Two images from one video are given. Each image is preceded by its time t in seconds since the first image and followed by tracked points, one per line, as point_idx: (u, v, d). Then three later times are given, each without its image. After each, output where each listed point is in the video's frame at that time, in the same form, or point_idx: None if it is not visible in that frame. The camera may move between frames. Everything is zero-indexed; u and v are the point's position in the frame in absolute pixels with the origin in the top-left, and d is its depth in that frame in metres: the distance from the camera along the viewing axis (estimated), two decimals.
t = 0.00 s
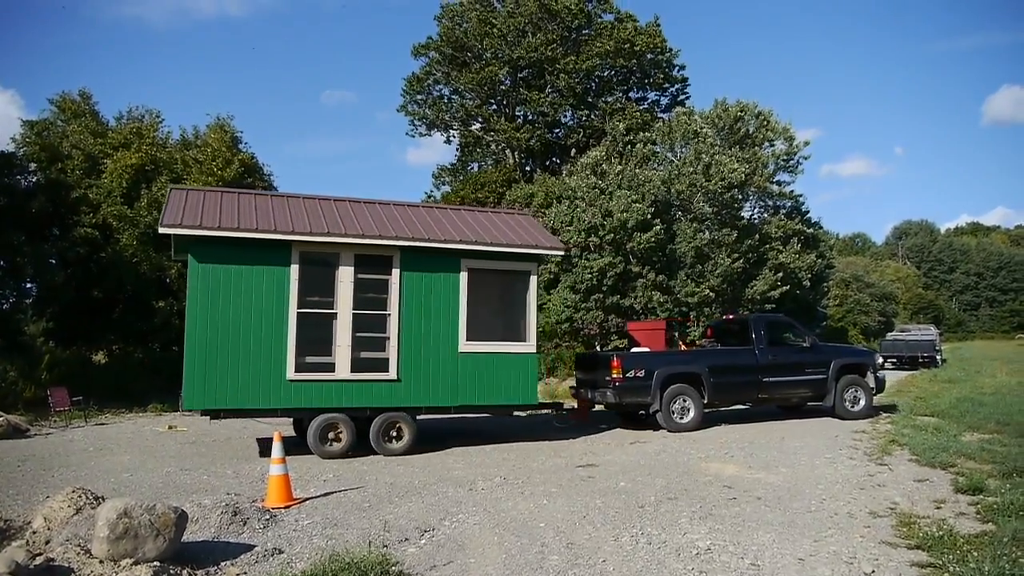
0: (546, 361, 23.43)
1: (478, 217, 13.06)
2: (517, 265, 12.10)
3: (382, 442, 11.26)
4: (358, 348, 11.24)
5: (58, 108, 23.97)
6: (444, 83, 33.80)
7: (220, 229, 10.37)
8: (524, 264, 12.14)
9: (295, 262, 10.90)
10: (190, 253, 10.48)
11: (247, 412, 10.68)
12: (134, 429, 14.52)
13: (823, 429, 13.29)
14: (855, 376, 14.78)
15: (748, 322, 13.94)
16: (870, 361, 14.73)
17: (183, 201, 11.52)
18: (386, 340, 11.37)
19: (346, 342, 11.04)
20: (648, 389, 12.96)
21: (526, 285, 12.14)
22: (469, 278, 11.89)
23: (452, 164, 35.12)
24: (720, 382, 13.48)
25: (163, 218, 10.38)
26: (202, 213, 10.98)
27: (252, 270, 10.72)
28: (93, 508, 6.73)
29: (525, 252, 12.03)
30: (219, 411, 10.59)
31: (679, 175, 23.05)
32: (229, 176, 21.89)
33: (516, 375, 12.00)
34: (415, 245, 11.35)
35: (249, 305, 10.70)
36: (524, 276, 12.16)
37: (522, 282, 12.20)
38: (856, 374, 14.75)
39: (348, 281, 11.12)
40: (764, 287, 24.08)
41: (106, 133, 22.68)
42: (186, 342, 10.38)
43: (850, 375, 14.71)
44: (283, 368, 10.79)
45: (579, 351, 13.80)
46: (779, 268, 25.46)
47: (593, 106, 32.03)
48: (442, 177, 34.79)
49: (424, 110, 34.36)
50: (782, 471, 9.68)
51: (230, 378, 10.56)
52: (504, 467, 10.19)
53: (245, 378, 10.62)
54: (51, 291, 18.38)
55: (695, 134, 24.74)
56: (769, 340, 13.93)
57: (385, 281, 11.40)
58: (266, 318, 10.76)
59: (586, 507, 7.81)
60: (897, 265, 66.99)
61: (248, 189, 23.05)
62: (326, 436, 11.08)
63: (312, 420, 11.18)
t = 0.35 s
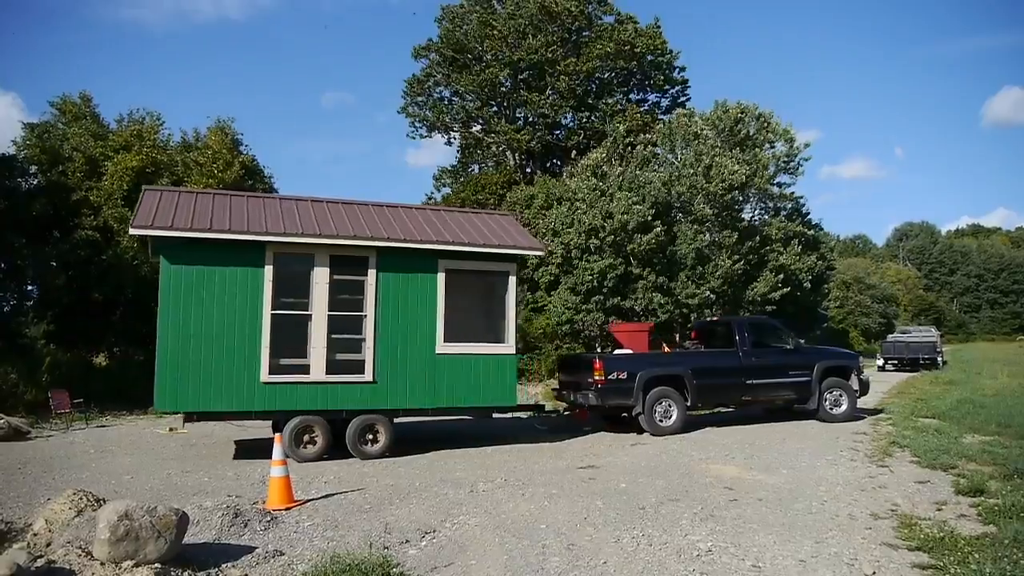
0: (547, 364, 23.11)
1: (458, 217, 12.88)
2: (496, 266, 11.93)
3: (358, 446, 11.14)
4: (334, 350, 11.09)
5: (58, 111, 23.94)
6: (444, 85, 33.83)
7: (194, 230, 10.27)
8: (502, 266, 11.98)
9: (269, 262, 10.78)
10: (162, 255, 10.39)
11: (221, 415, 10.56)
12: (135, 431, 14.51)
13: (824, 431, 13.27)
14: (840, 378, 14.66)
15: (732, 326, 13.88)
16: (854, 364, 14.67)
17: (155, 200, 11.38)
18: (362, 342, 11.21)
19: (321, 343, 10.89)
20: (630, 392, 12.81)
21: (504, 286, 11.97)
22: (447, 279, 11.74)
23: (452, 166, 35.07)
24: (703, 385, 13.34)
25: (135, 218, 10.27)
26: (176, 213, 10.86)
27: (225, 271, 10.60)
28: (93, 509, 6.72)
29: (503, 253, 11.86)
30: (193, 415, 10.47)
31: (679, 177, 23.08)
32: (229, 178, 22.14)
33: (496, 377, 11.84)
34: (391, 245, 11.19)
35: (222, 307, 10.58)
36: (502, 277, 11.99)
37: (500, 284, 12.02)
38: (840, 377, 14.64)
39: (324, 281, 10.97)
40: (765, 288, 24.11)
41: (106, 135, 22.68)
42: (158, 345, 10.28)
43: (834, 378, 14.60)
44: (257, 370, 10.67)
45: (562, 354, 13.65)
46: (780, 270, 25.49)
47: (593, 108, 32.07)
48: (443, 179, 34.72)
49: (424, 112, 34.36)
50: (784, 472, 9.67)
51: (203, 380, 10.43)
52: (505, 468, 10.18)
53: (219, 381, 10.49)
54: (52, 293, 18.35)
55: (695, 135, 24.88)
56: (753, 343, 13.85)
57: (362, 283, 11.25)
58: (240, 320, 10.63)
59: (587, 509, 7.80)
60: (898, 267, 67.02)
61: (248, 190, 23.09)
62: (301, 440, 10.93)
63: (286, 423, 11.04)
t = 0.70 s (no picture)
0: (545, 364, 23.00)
1: (438, 216, 12.71)
2: (474, 266, 11.81)
3: (333, 447, 11.00)
4: (309, 350, 10.95)
5: (57, 111, 23.93)
6: (443, 84, 33.83)
7: (166, 229, 10.18)
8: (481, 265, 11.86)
9: (243, 262, 10.65)
10: (134, 254, 10.26)
11: (192, 416, 10.45)
12: (135, 431, 14.50)
13: (824, 430, 13.26)
14: (820, 378, 14.65)
15: (712, 325, 13.81)
16: (834, 363, 14.67)
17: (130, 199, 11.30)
18: (338, 343, 11.07)
19: (295, 344, 10.74)
20: (613, 393, 12.70)
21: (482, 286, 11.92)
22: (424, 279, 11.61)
23: (451, 166, 35.02)
24: (685, 385, 13.26)
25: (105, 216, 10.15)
26: (150, 212, 10.78)
27: (197, 271, 10.48)
28: (93, 509, 6.72)
29: (482, 253, 11.71)
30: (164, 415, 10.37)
31: (679, 176, 23.10)
32: (229, 178, 22.09)
33: (474, 378, 11.70)
34: (367, 246, 11.05)
35: (194, 307, 10.46)
36: (483, 278, 11.92)
37: (479, 284, 11.95)
38: (819, 377, 14.63)
39: (299, 281, 10.82)
40: (764, 287, 24.21)
41: (105, 135, 22.63)
42: (128, 345, 10.16)
43: (814, 377, 14.58)
44: (230, 370, 10.55)
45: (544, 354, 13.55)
46: (779, 269, 25.56)
47: (592, 107, 32.08)
48: (442, 179, 34.69)
49: (423, 112, 34.35)
50: (783, 472, 9.67)
51: (174, 381, 10.33)
52: (505, 468, 10.19)
53: (191, 381, 10.39)
54: (53, 293, 18.34)
55: (693, 135, 24.81)
56: (734, 342, 13.80)
57: (337, 282, 11.09)
58: (212, 321, 10.51)
59: (586, 509, 7.80)
60: (897, 266, 67.08)
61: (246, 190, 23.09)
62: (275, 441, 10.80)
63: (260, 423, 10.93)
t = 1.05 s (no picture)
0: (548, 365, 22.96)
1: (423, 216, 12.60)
2: (457, 266, 11.67)
3: (312, 448, 10.89)
4: (290, 352, 10.88)
5: (62, 115, 23.96)
6: (446, 86, 33.86)
7: (144, 229, 10.13)
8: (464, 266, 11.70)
9: (222, 262, 10.59)
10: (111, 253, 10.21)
11: (169, 417, 10.36)
12: (140, 434, 14.52)
13: (828, 431, 13.24)
14: (809, 379, 14.55)
15: (702, 326, 13.69)
16: (824, 365, 14.55)
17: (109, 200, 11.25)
18: (319, 344, 10.97)
19: (275, 346, 10.67)
20: (601, 395, 12.59)
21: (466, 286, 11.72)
22: (406, 280, 11.49)
23: (455, 168, 35.01)
24: (674, 387, 13.13)
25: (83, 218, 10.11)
26: (130, 212, 10.74)
27: (176, 271, 10.42)
28: (99, 512, 6.73)
29: (465, 253, 11.58)
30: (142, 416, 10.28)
31: (682, 177, 23.14)
32: (233, 181, 22.12)
33: (458, 380, 11.60)
34: (347, 246, 10.97)
35: (173, 308, 10.40)
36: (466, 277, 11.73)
37: (462, 284, 11.74)
38: (809, 378, 14.53)
39: (279, 281, 10.76)
40: (768, 288, 24.24)
41: (110, 139, 22.70)
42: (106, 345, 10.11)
43: (804, 378, 14.49)
44: (208, 371, 10.47)
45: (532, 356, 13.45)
46: (784, 269, 25.55)
47: (595, 109, 32.06)
48: (445, 181, 34.68)
49: (426, 114, 34.32)
50: (788, 472, 9.65)
51: (152, 381, 10.26)
52: (510, 469, 10.19)
53: (169, 382, 10.32)
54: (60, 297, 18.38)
55: (697, 136, 24.85)
56: (723, 343, 13.69)
57: (318, 283, 11.02)
58: (191, 321, 10.45)
59: (592, 510, 7.79)
60: (902, 265, 66.96)
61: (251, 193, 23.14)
62: (254, 443, 10.74)
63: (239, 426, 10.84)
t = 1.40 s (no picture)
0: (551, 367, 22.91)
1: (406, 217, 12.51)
2: (441, 267, 11.60)
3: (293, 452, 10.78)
4: (269, 355, 10.82)
5: (66, 119, 23.98)
6: (449, 88, 33.86)
7: (121, 232, 10.09)
8: (448, 267, 11.63)
9: (200, 265, 10.56)
10: (88, 255, 10.19)
11: (148, 421, 10.31)
12: (145, 437, 14.54)
13: (833, 432, 13.22)
14: (797, 381, 14.52)
15: (691, 328, 13.57)
16: (812, 367, 14.53)
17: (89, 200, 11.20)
18: (299, 347, 10.92)
19: (254, 349, 10.60)
20: (588, 397, 12.43)
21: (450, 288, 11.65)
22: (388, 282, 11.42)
23: (458, 170, 34.99)
24: (662, 389, 13.01)
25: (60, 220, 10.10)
26: (109, 214, 10.70)
27: (154, 272, 10.40)
28: (104, 515, 6.73)
29: (448, 255, 11.50)
30: (120, 420, 10.22)
31: (684, 179, 23.10)
32: (236, 184, 22.13)
33: (441, 383, 11.51)
34: (326, 247, 10.92)
35: (151, 310, 10.38)
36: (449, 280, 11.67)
37: (445, 286, 11.67)
38: (797, 380, 14.52)
39: (258, 284, 10.71)
40: (772, 289, 24.20)
41: (114, 143, 22.74)
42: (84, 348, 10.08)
43: (791, 380, 14.46)
44: (187, 374, 10.42)
45: (518, 358, 13.29)
46: (788, 270, 25.51)
47: (598, 110, 32.07)
48: (448, 183, 34.66)
49: (429, 116, 34.33)
50: (792, 474, 9.64)
51: (131, 383, 10.22)
52: (513, 472, 10.20)
53: (147, 384, 10.28)
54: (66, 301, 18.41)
55: (699, 137, 24.80)
56: (712, 345, 13.59)
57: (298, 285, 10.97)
58: (169, 323, 10.41)
59: (596, 512, 7.78)
60: (906, 266, 66.87)
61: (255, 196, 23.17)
62: (235, 446, 10.69)
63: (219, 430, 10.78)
